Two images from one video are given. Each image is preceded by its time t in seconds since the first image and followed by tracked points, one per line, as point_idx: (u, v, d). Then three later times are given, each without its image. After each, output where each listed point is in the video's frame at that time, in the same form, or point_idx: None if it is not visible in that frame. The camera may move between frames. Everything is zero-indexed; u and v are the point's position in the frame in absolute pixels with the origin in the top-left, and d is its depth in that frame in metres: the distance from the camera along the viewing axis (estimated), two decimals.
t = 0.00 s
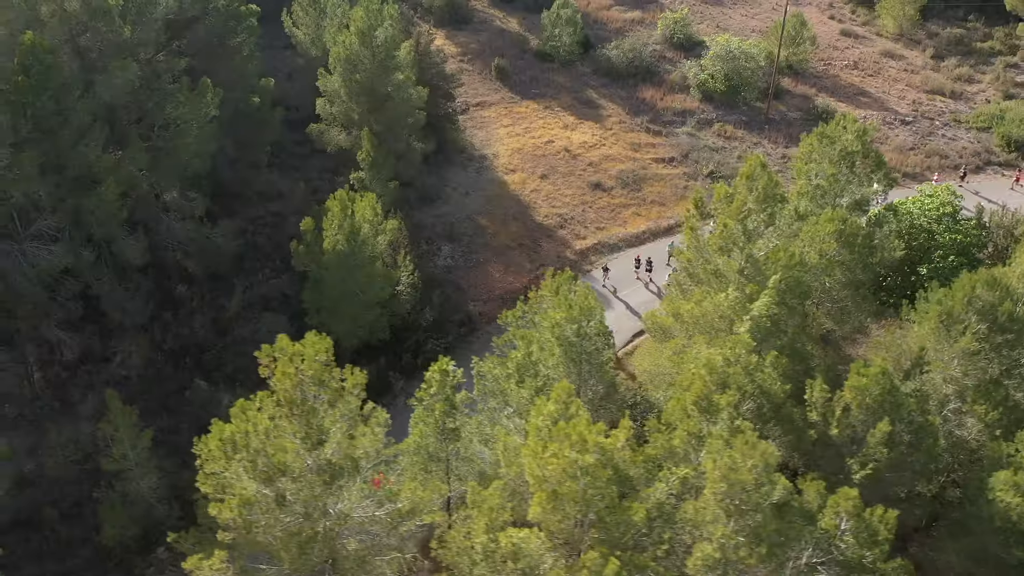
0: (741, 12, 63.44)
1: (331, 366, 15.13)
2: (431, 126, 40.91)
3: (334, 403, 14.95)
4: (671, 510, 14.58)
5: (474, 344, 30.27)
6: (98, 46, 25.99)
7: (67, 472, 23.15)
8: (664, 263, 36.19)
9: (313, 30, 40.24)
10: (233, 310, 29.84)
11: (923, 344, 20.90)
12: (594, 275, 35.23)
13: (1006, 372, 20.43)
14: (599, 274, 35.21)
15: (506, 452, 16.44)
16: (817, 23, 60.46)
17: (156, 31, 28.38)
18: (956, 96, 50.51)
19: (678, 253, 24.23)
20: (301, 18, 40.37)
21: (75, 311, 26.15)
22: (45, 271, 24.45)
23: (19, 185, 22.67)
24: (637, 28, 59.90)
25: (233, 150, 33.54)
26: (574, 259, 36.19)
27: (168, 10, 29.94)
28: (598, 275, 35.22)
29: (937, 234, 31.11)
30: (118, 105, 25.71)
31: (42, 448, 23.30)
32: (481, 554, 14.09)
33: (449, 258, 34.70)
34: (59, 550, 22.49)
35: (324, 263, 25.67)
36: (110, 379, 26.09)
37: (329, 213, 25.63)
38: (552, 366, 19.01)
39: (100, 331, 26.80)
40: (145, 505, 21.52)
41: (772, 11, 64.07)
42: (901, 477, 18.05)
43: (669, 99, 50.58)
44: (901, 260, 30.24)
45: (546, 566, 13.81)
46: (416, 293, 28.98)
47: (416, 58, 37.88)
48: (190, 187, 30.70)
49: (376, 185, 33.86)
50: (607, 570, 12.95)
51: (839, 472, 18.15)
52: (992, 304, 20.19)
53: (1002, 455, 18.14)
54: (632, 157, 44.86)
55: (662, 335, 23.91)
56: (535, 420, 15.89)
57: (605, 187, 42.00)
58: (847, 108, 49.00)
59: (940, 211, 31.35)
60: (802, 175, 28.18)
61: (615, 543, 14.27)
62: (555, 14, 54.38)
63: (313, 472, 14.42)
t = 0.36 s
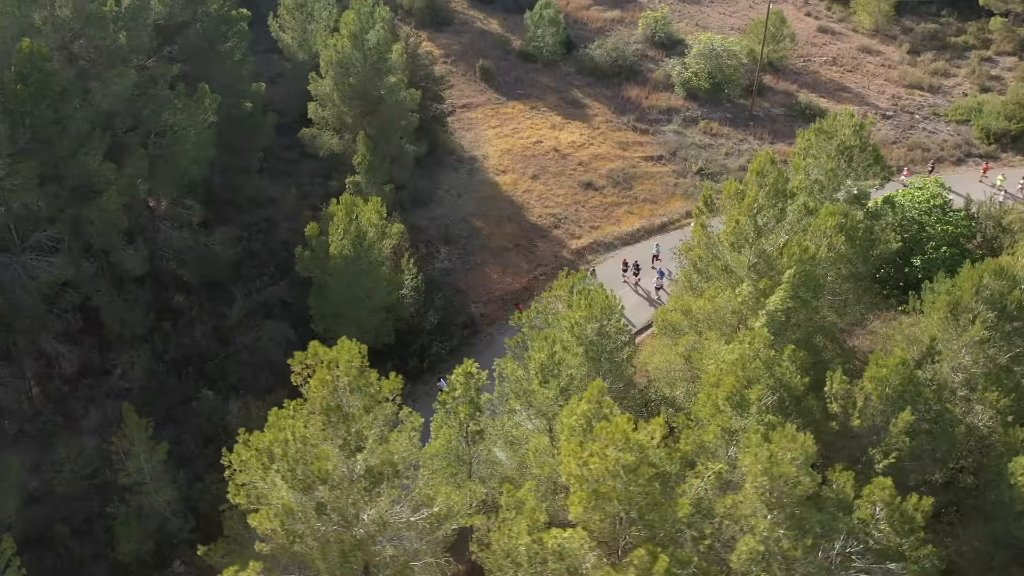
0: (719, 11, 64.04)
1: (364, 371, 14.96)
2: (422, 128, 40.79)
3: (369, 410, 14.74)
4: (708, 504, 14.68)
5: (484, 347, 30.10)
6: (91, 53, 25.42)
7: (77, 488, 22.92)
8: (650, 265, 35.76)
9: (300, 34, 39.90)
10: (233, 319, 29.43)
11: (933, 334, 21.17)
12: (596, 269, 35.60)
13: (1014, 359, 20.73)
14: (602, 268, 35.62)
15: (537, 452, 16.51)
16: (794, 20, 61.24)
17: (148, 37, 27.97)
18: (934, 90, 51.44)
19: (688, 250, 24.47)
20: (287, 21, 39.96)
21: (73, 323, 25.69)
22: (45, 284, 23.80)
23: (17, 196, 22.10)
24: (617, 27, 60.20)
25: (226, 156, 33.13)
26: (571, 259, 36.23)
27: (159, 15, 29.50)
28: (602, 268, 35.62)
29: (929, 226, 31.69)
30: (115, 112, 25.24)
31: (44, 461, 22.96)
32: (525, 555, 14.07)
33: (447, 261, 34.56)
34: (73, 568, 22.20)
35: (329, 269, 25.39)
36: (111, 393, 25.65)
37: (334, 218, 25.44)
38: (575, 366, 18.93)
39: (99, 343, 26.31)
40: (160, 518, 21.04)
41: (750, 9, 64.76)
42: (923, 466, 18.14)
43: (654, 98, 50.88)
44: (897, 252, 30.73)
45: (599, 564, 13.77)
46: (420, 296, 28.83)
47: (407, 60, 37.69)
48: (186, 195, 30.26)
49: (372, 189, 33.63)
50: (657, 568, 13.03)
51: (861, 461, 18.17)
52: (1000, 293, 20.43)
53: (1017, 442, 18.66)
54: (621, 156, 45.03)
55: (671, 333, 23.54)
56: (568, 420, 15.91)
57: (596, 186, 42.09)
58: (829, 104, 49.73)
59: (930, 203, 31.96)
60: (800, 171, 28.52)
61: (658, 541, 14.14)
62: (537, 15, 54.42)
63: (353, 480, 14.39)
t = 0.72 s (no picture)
0: (673, 8, 64.89)
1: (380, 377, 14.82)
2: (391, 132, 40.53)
3: (385, 416, 14.70)
4: (726, 492, 14.79)
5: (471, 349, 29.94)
6: (57, 65, 24.54)
7: (64, 513, 22.25)
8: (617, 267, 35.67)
9: (262, 40, 39.23)
10: (213, 331, 28.76)
11: (918, 316, 21.75)
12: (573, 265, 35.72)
13: (994, 338, 21.49)
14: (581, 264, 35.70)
15: (549, 450, 16.64)
16: (746, 15, 62.41)
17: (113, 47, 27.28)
18: (885, 80, 52.93)
19: (674, 244, 24.81)
20: (247, 27, 39.27)
21: (49, 342, 24.74)
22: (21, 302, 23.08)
23: None
24: (574, 27, 60.52)
25: (195, 165, 32.43)
26: (548, 258, 36.34)
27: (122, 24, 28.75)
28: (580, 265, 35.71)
29: (895, 212, 32.65)
30: (86, 125, 24.53)
31: (28, 486, 22.16)
32: (551, 553, 13.98)
33: (424, 264, 34.35)
34: None
35: (315, 277, 25.18)
36: (92, 412, 24.89)
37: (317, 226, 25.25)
38: (576, 363, 18.70)
39: (75, 361, 25.42)
40: (157, 538, 20.47)
41: (702, 6, 65.79)
42: (918, 444, 18.66)
43: (616, 95, 51.35)
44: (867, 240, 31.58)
45: (622, 556, 13.99)
46: (403, 300, 28.61)
47: (374, 63, 37.41)
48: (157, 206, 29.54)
49: (347, 194, 33.29)
50: (689, 557, 13.27)
51: (859, 441, 18.66)
52: (979, 274, 21.02)
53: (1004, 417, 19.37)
54: (588, 154, 45.34)
55: (660, 326, 23.11)
56: (580, 417, 16.01)
57: (566, 184, 42.31)
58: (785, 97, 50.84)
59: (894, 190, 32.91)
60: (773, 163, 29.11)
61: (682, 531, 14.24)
62: (495, 16, 54.45)
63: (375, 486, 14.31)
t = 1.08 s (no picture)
0: (637, 6, 65.57)
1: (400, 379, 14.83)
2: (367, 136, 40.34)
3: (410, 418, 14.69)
4: (743, 479, 15.23)
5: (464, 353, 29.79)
6: (36, 75, 23.94)
7: (63, 532, 22.16)
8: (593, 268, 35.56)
9: (233, 45, 38.78)
10: (203, 340, 28.10)
11: (907, 301, 22.34)
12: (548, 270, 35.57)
13: (981, 319, 22.21)
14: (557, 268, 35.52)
15: (565, 446, 16.65)
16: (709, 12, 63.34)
17: (89, 55, 26.82)
18: (848, 73, 54.14)
19: (667, 239, 25.18)
20: (219, 33, 38.78)
21: (34, 359, 24.30)
22: (4, 320, 22.83)
23: None
24: (541, 27, 60.81)
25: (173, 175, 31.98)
26: (531, 257, 36.49)
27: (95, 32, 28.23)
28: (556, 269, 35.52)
29: (870, 202, 33.49)
30: (67, 135, 24.14)
31: (22, 505, 22.06)
32: (579, 547, 14.12)
33: (409, 267, 34.29)
34: None
35: (308, 282, 25.01)
36: (82, 429, 24.42)
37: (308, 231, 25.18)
38: (581, 358, 18.93)
39: (62, 378, 24.93)
40: (162, 552, 20.25)
41: (665, 4, 66.59)
42: (917, 424, 19.19)
43: (587, 94, 51.76)
44: (845, 230, 32.37)
45: (648, 547, 14.23)
46: (394, 304, 28.50)
47: (350, 67, 37.22)
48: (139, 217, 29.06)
49: (329, 200, 33.07)
50: (717, 544, 13.55)
51: (859, 423, 19.11)
52: (963, 259, 21.78)
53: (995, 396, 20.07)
54: (563, 153, 45.59)
55: (654, 320, 23.23)
56: (596, 411, 16.31)
57: (544, 183, 42.52)
58: (752, 92, 51.78)
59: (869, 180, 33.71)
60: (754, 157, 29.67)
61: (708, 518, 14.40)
62: (464, 17, 54.48)
63: (401, 487, 14.23)
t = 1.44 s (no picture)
0: (599, 5, 66.17)
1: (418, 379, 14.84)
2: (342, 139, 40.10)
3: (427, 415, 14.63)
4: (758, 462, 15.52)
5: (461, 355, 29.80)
6: (12, 84, 23.39)
7: (60, 549, 21.79)
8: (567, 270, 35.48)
9: (202, 51, 38.22)
10: (190, 351, 27.65)
11: (892, 287, 22.99)
12: (527, 274, 35.50)
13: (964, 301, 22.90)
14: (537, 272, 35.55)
15: (575, 439, 16.78)
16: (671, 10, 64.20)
17: (62, 64, 26.28)
18: (809, 67, 55.31)
19: (655, 233, 25.56)
20: (186, 38, 38.19)
21: (19, 376, 23.83)
22: None
23: None
24: (506, 27, 61.03)
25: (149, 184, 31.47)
26: (513, 256, 36.63)
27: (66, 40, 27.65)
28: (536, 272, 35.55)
29: (843, 191, 34.34)
30: (46, 145, 23.61)
31: (17, 526, 21.97)
32: (602, 537, 14.26)
33: (392, 269, 34.19)
34: None
35: (300, 288, 24.82)
36: (70, 445, 23.95)
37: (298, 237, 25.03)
38: (586, 349, 18.79)
39: (45, 395, 24.49)
40: (166, 566, 20.07)
41: (627, 3, 67.46)
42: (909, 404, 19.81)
43: (556, 93, 52.10)
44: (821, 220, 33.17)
45: (676, 535, 14.32)
46: (382, 306, 28.38)
47: (324, 71, 36.96)
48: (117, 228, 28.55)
49: (310, 205, 32.81)
50: (740, 526, 13.80)
51: (857, 405, 19.60)
52: (944, 243, 22.54)
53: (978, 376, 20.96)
54: (537, 152, 45.83)
55: (643, 313, 24.05)
56: (606, 401, 16.55)
57: (520, 183, 42.71)
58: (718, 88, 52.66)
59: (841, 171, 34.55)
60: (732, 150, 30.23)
61: (723, 503, 14.70)
62: (430, 19, 55.01)
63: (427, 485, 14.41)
